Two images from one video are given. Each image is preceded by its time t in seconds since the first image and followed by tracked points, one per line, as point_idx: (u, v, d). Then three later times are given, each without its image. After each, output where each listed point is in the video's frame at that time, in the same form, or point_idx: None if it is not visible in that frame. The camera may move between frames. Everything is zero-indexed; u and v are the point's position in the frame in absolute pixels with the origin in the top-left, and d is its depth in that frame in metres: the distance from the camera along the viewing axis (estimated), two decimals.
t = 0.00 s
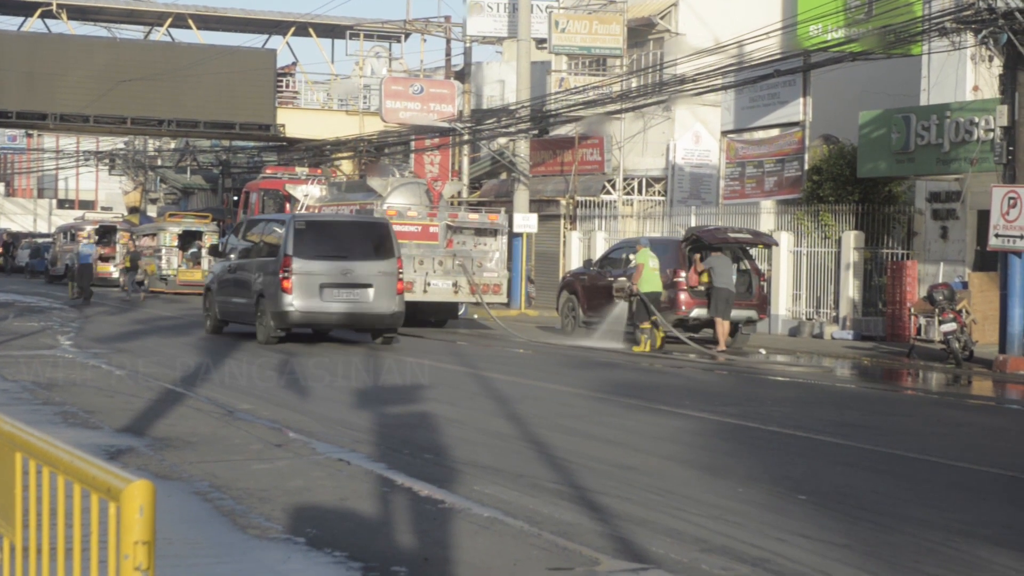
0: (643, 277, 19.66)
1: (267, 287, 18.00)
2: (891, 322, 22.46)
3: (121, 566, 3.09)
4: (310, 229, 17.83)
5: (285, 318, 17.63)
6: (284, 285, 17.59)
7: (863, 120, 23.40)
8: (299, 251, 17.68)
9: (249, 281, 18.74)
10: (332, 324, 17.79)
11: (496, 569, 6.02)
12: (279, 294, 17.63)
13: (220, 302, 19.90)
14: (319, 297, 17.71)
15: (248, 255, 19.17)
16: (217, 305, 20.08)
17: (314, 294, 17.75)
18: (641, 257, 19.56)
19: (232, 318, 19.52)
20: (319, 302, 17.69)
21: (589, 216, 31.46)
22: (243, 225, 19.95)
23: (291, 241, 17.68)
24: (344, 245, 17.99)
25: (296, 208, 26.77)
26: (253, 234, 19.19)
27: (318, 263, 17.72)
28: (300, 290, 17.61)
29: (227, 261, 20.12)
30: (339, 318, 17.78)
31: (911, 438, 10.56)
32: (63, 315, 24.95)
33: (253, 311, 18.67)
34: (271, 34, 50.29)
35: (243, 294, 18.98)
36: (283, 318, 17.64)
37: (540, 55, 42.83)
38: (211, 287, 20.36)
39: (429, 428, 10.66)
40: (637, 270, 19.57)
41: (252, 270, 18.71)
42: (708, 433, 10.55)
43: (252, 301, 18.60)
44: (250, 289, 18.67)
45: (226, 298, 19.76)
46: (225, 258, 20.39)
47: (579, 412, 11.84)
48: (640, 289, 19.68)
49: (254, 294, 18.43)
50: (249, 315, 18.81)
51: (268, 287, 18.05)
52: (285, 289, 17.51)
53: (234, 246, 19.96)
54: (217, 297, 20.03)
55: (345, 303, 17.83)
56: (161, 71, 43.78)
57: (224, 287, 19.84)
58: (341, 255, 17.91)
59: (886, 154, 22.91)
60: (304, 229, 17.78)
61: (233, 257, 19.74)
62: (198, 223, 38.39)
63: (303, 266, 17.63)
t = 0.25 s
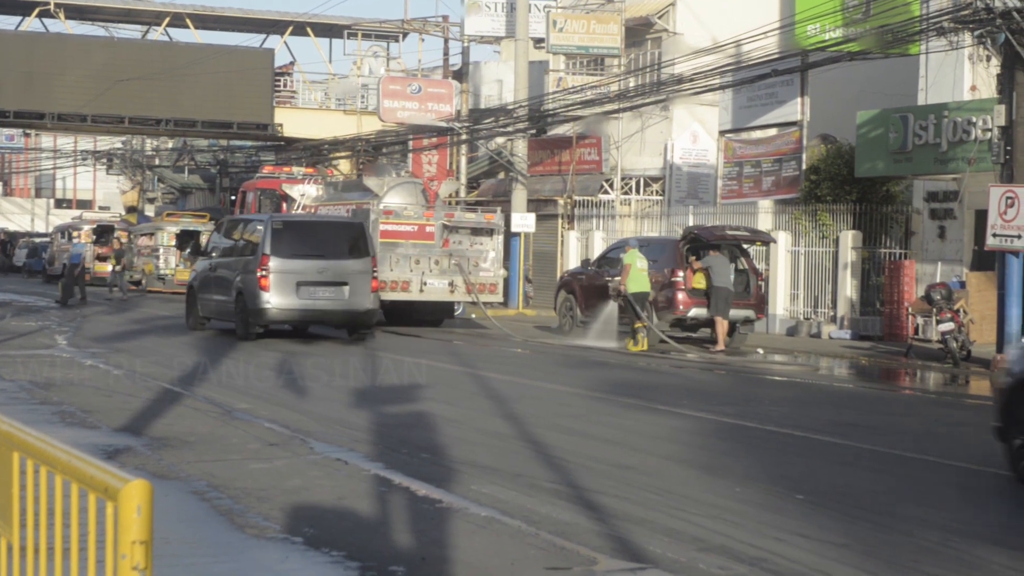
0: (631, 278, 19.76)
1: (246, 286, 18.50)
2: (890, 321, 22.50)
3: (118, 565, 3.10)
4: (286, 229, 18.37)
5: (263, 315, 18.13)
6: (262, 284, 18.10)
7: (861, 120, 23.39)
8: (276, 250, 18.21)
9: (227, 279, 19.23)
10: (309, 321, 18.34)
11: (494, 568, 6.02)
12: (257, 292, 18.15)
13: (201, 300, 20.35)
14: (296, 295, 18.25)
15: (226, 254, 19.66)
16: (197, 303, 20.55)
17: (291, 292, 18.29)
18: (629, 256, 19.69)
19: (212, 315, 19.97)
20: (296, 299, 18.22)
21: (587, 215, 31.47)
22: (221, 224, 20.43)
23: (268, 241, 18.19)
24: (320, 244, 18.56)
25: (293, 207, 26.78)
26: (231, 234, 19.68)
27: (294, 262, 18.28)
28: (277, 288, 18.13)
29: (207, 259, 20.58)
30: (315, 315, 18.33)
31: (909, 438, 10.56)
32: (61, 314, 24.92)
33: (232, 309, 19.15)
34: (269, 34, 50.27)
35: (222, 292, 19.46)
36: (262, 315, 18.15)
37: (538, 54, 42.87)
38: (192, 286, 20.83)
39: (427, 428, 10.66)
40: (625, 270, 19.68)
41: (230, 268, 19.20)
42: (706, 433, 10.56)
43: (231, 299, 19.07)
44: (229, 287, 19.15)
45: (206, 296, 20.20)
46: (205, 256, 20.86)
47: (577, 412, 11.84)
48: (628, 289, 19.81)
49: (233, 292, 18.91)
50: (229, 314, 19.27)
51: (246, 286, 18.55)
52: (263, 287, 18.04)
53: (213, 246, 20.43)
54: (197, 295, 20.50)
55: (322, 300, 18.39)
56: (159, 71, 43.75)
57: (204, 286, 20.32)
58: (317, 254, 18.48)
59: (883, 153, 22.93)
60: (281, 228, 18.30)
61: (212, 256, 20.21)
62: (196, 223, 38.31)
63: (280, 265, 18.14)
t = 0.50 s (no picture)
0: (621, 275, 20.13)
1: (228, 282, 19.12)
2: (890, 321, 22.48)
3: (118, 564, 3.10)
4: (266, 228, 19.03)
5: (244, 311, 18.78)
6: (243, 280, 18.75)
7: (859, 119, 23.38)
8: (256, 248, 18.86)
9: (210, 277, 19.86)
10: (289, 316, 18.98)
11: (493, 568, 6.02)
12: (239, 288, 18.78)
13: (185, 297, 20.91)
14: (276, 291, 18.88)
15: (210, 253, 20.31)
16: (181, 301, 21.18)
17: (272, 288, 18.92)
18: (620, 255, 20.00)
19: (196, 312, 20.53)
20: (276, 295, 18.86)
21: (586, 214, 31.47)
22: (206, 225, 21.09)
23: (249, 239, 18.84)
24: (299, 243, 19.22)
25: (292, 207, 26.95)
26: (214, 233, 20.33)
27: (275, 259, 18.91)
28: (258, 285, 18.77)
29: (192, 258, 21.16)
30: (295, 310, 18.98)
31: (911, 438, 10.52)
32: (59, 314, 24.85)
33: (214, 306, 19.77)
34: (268, 33, 50.25)
35: (205, 289, 20.08)
36: (243, 311, 18.79)
37: (537, 54, 42.87)
38: (177, 284, 21.46)
39: (426, 427, 10.65)
40: (617, 268, 20.02)
41: (213, 266, 19.83)
42: (704, 432, 10.56)
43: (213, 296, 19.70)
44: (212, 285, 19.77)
45: (190, 293, 20.76)
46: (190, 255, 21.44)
47: (577, 411, 11.82)
48: (618, 286, 20.21)
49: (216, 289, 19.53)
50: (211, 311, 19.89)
51: (228, 283, 19.19)
52: (245, 283, 18.68)
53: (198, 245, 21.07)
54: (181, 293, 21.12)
55: (301, 297, 19.03)
56: (158, 70, 43.67)
57: (188, 284, 20.95)
58: (296, 251, 19.13)
59: (882, 153, 22.93)
60: (262, 227, 18.96)
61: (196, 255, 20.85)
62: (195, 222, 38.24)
63: (261, 263, 18.79)
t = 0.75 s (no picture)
0: (613, 273, 20.07)
1: (211, 281, 19.78)
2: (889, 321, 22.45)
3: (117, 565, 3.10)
4: (248, 228, 19.65)
5: (227, 309, 19.43)
6: (226, 280, 19.40)
7: (858, 119, 23.39)
8: (239, 248, 19.50)
9: (196, 275, 20.52)
10: (270, 314, 19.61)
11: (493, 567, 6.03)
12: (222, 287, 19.44)
13: (173, 295, 21.59)
14: (257, 290, 19.52)
15: (196, 252, 20.96)
16: (168, 298, 21.86)
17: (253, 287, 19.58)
18: (612, 253, 19.89)
19: (184, 309, 21.18)
20: (257, 294, 19.50)
21: (586, 214, 31.47)
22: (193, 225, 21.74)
23: (231, 239, 19.49)
24: (280, 243, 19.83)
25: (289, 207, 27.01)
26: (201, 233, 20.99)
27: (255, 259, 19.53)
28: (240, 284, 19.41)
29: (179, 257, 21.83)
30: (275, 308, 19.60)
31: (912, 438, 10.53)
32: (58, 314, 24.83)
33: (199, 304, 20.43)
34: (266, 33, 50.21)
35: (191, 288, 20.74)
36: (226, 309, 19.45)
37: (536, 54, 42.86)
38: (166, 282, 22.14)
39: (425, 427, 10.65)
40: (608, 266, 19.94)
41: (198, 265, 20.49)
42: (703, 432, 10.56)
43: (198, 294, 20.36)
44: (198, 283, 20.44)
45: (178, 291, 21.42)
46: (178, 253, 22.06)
47: (576, 411, 11.82)
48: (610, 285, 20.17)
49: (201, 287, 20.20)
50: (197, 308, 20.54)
51: (212, 282, 19.84)
52: (226, 283, 19.34)
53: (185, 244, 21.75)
54: (169, 291, 21.79)
55: (281, 296, 19.65)
56: (157, 71, 43.65)
57: (175, 282, 21.62)
58: (277, 251, 19.75)
59: (881, 153, 22.97)
60: (244, 228, 19.58)
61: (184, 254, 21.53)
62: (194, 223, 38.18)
63: (242, 263, 19.43)
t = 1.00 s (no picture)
0: (603, 275, 20.49)
1: (197, 280, 20.36)
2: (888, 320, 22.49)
3: (117, 565, 3.10)
4: (232, 228, 20.20)
5: (211, 307, 20.03)
6: (211, 278, 19.98)
7: (858, 119, 23.39)
8: (223, 247, 20.07)
9: (183, 273, 21.10)
10: (253, 312, 20.20)
11: (493, 567, 6.03)
12: (207, 285, 20.03)
13: (160, 293, 22.18)
14: (241, 288, 20.10)
15: (183, 251, 21.53)
16: (156, 296, 22.47)
17: (237, 285, 20.16)
18: (600, 255, 20.38)
19: (172, 307, 21.78)
20: (241, 292, 20.08)
21: (585, 214, 31.48)
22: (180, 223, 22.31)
23: (216, 238, 20.04)
24: (263, 242, 20.38)
25: (288, 207, 27.00)
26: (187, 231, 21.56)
27: (238, 257, 20.09)
28: (224, 282, 19.99)
29: (167, 255, 22.40)
30: (259, 306, 20.19)
31: (912, 437, 10.53)
32: (58, 314, 24.81)
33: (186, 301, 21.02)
34: (266, 32, 50.20)
35: (178, 285, 21.34)
36: (210, 306, 20.05)
37: (536, 53, 42.85)
38: (154, 280, 22.73)
39: (425, 427, 10.65)
40: (597, 267, 20.42)
41: (184, 263, 21.08)
42: (702, 432, 10.57)
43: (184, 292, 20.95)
44: (184, 281, 21.02)
45: (166, 289, 22.00)
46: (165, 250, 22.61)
47: (576, 411, 11.81)
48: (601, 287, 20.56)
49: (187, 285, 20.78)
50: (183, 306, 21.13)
51: (197, 280, 20.42)
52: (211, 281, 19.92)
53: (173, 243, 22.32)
54: (157, 288, 22.40)
55: (264, 294, 20.23)
56: (156, 70, 43.62)
57: (163, 279, 22.21)
58: (261, 250, 20.30)
59: (881, 152, 22.97)
60: (228, 227, 20.14)
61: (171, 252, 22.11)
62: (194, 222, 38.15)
63: (226, 261, 20.00)
